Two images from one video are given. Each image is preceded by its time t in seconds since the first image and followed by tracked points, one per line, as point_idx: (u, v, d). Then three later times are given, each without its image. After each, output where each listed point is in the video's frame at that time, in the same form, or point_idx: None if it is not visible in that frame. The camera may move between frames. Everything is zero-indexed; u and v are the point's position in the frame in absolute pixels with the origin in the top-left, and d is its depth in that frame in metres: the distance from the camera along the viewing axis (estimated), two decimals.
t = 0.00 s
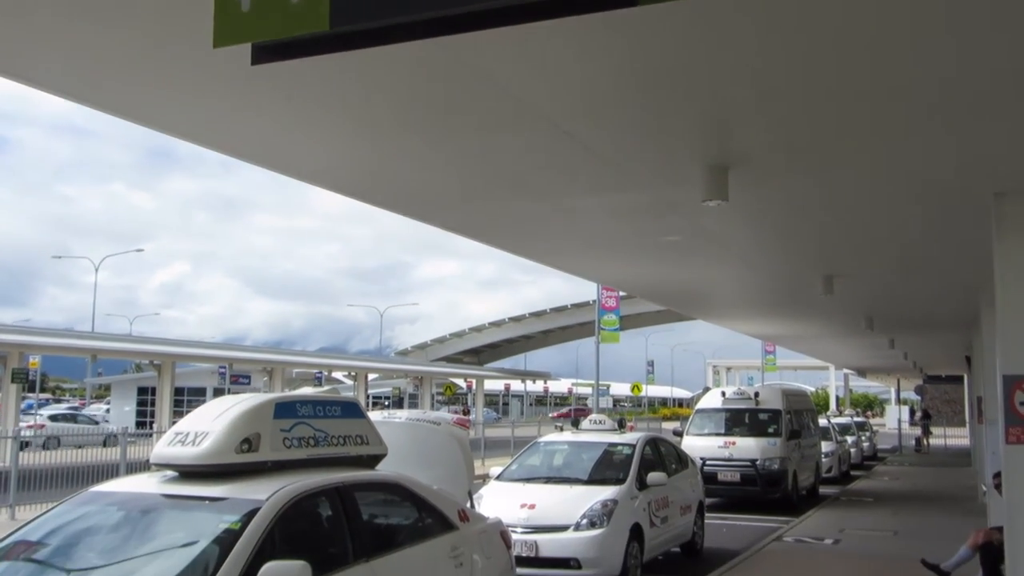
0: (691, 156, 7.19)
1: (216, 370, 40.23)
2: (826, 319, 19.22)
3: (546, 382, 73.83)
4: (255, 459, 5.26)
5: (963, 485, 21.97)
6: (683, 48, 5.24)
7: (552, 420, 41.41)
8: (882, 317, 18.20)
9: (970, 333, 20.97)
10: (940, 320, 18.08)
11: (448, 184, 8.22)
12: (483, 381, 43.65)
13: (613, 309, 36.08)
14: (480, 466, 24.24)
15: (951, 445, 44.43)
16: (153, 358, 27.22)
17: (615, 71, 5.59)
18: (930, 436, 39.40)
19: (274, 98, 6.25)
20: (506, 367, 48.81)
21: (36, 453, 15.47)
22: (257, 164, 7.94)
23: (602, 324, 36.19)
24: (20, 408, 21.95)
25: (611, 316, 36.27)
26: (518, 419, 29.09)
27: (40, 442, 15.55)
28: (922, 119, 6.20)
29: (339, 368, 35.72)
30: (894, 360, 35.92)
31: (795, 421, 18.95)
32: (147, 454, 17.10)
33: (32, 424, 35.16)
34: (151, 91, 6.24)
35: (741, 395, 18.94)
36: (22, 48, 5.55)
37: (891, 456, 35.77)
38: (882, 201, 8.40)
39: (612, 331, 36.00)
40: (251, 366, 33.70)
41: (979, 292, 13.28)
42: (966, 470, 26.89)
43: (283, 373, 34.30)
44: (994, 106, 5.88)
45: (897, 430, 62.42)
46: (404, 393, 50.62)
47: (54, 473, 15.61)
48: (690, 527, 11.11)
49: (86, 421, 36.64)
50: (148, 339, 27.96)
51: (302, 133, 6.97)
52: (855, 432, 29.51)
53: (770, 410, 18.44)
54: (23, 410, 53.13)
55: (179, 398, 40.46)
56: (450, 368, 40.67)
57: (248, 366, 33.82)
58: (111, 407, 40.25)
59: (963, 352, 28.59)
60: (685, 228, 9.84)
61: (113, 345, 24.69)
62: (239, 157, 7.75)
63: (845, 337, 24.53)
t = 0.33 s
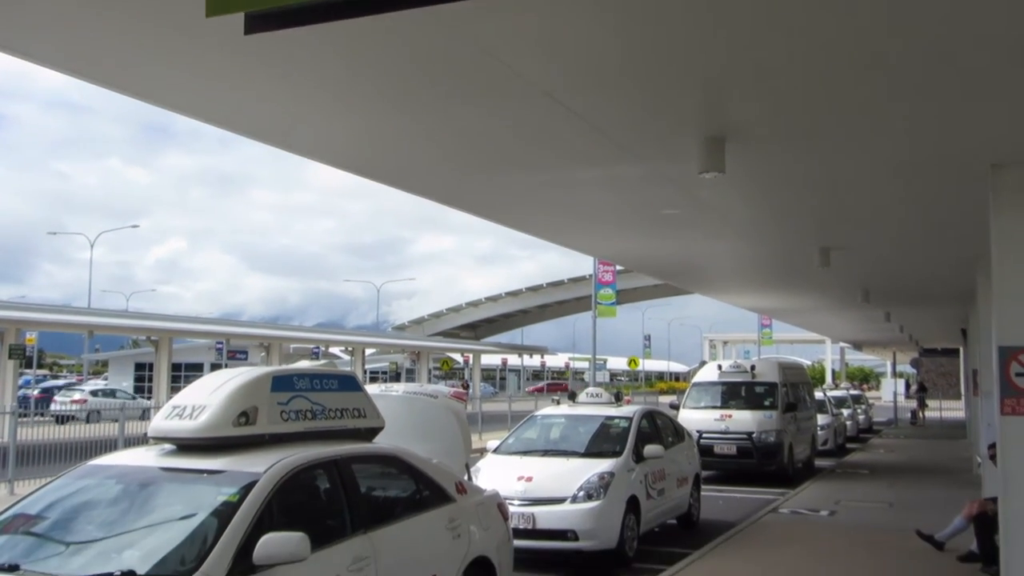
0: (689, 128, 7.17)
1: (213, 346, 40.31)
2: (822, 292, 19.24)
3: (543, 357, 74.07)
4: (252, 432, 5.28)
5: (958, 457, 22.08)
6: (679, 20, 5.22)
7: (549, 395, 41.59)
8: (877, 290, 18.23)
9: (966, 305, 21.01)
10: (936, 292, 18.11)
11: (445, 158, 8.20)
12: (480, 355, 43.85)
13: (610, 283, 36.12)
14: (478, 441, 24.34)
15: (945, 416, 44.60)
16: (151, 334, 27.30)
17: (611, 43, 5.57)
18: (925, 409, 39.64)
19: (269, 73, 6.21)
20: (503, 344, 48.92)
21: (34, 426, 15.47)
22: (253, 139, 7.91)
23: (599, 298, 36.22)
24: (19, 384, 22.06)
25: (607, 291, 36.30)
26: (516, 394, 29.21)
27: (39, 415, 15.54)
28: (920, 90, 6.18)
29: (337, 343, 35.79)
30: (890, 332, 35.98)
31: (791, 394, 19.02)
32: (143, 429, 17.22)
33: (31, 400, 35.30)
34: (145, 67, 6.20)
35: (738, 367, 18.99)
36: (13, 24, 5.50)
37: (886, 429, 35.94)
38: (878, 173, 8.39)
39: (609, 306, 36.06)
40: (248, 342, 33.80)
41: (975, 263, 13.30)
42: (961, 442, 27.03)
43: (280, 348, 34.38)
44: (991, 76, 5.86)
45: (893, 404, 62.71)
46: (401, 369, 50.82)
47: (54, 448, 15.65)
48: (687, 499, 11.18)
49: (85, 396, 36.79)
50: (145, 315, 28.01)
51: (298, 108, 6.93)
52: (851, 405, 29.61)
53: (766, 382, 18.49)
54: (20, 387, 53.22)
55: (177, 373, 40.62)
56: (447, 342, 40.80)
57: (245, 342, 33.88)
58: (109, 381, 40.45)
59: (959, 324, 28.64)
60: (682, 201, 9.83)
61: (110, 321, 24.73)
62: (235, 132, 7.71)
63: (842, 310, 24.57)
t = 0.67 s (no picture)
0: (688, 101, 7.15)
1: (212, 322, 40.40)
2: (820, 266, 19.26)
3: (541, 333, 74.21)
4: (251, 405, 5.30)
5: (954, 430, 22.18)
6: None
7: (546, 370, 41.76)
8: (875, 264, 18.24)
9: (963, 280, 21.05)
10: (934, 266, 18.13)
11: (444, 131, 8.18)
12: (478, 330, 44.00)
13: (608, 258, 36.13)
14: (477, 415, 24.46)
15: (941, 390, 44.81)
16: (149, 309, 27.34)
17: (610, 13, 5.53)
18: (921, 382, 39.80)
19: (266, 45, 6.17)
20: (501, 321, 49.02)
21: (34, 402, 15.48)
22: (250, 112, 7.88)
23: (598, 273, 36.21)
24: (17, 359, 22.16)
25: (605, 266, 36.30)
26: (514, 368, 29.30)
27: (38, 391, 15.54)
28: (919, 62, 6.15)
29: (334, 319, 35.85)
30: (887, 307, 36.09)
31: (788, 367, 19.10)
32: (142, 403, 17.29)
33: (29, 375, 35.42)
34: (142, 38, 6.16)
35: (735, 341, 19.03)
36: None
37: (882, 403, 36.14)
38: (877, 145, 8.38)
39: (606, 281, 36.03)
40: (246, 317, 33.88)
41: (973, 236, 13.31)
42: (957, 415, 27.18)
43: (278, 323, 34.45)
44: (990, 48, 5.83)
45: (890, 378, 62.92)
46: (400, 346, 50.94)
47: (54, 423, 15.74)
48: (684, 471, 11.24)
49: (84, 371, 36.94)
50: (144, 290, 28.03)
51: (296, 80, 6.90)
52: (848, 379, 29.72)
53: (763, 356, 18.55)
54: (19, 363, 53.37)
55: (176, 349, 40.74)
56: (445, 317, 40.89)
57: (242, 317, 33.97)
58: (108, 357, 40.56)
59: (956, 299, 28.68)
60: (681, 174, 9.82)
61: (108, 296, 24.76)
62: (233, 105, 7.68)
63: (839, 284, 24.61)
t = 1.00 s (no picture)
0: (688, 76, 7.12)
1: (211, 298, 40.45)
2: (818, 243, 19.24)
3: (541, 311, 74.32)
4: (251, 379, 5.32)
5: (951, 408, 22.28)
6: None
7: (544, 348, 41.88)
8: (874, 241, 18.22)
9: (962, 257, 21.03)
10: (933, 244, 18.11)
11: (443, 106, 8.15)
12: (477, 308, 44.06)
13: (607, 235, 36.11)
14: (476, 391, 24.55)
15: (939, 367, 44.94)
16: (149, 285, 27.39)
17: None
18: (919, 361, 39.88)
19: (264, 19, 6.13)
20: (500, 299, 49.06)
21: (34, 376, 15.51)
22: (249, 87, 7.84)
23: (597, 251, 36.18)
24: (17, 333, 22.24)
25: (604, 244, 36.26)
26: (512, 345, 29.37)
27: (39, 365, 15.58)
28: (919, 38, 6.12)
29: (333, 295, 35.89)
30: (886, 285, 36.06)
31: (786, 345, 19.14)
32: (142, 378, 17.34)
33: (28, 350, 35.52)
34: (140, 12, 6.11)
35: (733, 319, 19.05)
36: None
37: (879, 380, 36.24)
38: (878, 122, 8.35)
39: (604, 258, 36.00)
40: (245, 293, 33.91)
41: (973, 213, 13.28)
42: (955, 392, 27.25)
43: (277, 299, 34.48)
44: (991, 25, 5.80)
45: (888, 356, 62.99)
46: (399, 322, 50.97)
47: (55, 397, 15.80)
48: (681, 447, 11.29)
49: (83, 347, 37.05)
50: (143, 266, 28.04)
51: (295, 55, 6.87)
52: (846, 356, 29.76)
53: (761, 334, 18.58)
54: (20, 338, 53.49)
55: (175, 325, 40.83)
56: (445, 294, 40.92)
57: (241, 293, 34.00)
58: (108, 332, 40.65)
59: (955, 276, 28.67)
60: (680, 150, 9.79)
61: (106, 271, 24.78)
62: (231, 80, 7.65)
63: (839, 261, 24.59)
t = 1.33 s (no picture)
0: (687, 53, 7.09)
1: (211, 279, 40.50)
2: (818, 222, 19.21)
3: (541, 292, 74.30)
4: (251, 358, 5.34)
5: (950, 386, 22.34)
6: None
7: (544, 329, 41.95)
8: (875, 220, 18.18)
9: (962, 237, 21.00)
10: (933, 223, 18.08)
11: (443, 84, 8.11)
12: (477, 289, 44.08)
13: (607, 215, 36.02)
14: (475, 371, 24.60)
15: (938, 347, 44.95)
16: (149, 265, 27.39)
17: None
18: (918, 340, 39.93)
19: None
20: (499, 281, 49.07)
21: (34, 357, 15.47)
22: (248, 66, 7.82)
23: (598, 232, 36.12)
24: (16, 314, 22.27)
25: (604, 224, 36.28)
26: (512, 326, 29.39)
27: (39, 346, 15.51)
28: (920, 14, 6.07)
29: (332, 276, 35.89)
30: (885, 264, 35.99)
31: (786, 324, 19.16)
32: (141, 357, 17.34)
33: (29, 331, 35.57)
34: None
35: (733, 298, 19.05)
36: None
37: (878, 360, 36.32)
38: (878, 99, 8.31)
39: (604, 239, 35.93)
40: (245, 274, 33.93)
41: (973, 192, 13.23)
42: (954, 372, 27.29)
43: (277, 280, 34.49)
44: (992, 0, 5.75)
45: (886, 333, 62.96)
46: (399, 303, 51.02)
47: (53, 377, 15.78)
48: (680, 426, 11.33)
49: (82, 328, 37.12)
50: (142, 246, 28.02)
51: (294, 33, 6.83)
52: (846, 336, 29.77)
53: (760, 313, 18.58)
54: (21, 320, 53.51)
55: (176, 307, 40.89)
56: (445, 275, 40.91)
57: (240, 274, 34.01)
58: (108, 313, 40.68)
59: (954, 255, 28.65)
60: (681, 129, 9.76)
61: (105, 252, 24.78)
62: (232, 59, 7.63)
63: (839, 240, 24.54)
